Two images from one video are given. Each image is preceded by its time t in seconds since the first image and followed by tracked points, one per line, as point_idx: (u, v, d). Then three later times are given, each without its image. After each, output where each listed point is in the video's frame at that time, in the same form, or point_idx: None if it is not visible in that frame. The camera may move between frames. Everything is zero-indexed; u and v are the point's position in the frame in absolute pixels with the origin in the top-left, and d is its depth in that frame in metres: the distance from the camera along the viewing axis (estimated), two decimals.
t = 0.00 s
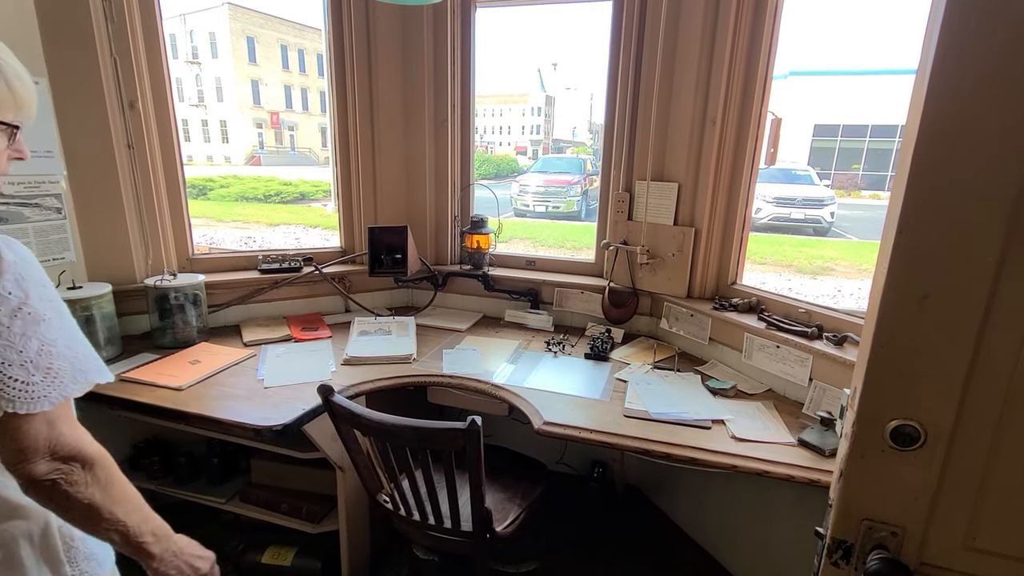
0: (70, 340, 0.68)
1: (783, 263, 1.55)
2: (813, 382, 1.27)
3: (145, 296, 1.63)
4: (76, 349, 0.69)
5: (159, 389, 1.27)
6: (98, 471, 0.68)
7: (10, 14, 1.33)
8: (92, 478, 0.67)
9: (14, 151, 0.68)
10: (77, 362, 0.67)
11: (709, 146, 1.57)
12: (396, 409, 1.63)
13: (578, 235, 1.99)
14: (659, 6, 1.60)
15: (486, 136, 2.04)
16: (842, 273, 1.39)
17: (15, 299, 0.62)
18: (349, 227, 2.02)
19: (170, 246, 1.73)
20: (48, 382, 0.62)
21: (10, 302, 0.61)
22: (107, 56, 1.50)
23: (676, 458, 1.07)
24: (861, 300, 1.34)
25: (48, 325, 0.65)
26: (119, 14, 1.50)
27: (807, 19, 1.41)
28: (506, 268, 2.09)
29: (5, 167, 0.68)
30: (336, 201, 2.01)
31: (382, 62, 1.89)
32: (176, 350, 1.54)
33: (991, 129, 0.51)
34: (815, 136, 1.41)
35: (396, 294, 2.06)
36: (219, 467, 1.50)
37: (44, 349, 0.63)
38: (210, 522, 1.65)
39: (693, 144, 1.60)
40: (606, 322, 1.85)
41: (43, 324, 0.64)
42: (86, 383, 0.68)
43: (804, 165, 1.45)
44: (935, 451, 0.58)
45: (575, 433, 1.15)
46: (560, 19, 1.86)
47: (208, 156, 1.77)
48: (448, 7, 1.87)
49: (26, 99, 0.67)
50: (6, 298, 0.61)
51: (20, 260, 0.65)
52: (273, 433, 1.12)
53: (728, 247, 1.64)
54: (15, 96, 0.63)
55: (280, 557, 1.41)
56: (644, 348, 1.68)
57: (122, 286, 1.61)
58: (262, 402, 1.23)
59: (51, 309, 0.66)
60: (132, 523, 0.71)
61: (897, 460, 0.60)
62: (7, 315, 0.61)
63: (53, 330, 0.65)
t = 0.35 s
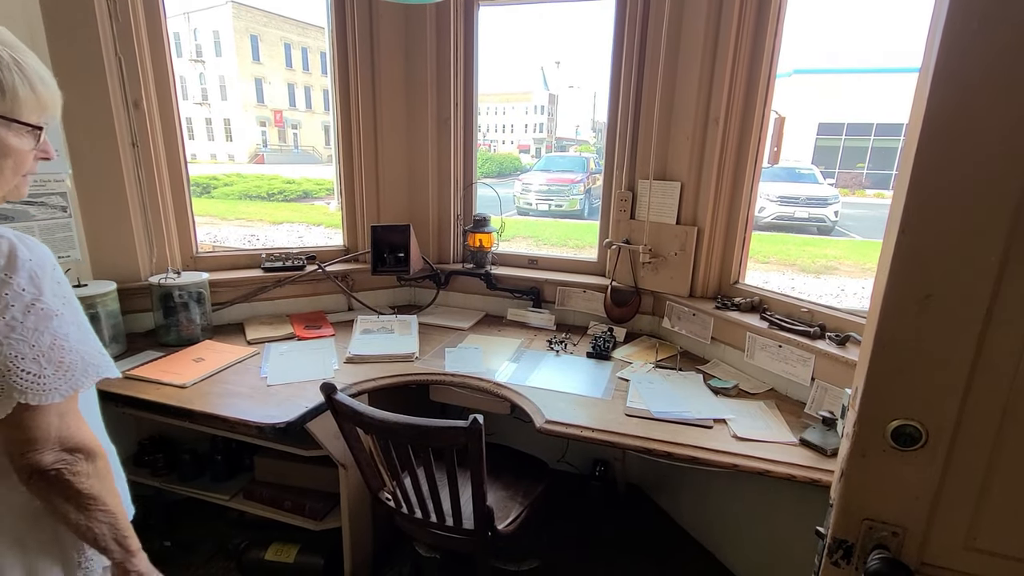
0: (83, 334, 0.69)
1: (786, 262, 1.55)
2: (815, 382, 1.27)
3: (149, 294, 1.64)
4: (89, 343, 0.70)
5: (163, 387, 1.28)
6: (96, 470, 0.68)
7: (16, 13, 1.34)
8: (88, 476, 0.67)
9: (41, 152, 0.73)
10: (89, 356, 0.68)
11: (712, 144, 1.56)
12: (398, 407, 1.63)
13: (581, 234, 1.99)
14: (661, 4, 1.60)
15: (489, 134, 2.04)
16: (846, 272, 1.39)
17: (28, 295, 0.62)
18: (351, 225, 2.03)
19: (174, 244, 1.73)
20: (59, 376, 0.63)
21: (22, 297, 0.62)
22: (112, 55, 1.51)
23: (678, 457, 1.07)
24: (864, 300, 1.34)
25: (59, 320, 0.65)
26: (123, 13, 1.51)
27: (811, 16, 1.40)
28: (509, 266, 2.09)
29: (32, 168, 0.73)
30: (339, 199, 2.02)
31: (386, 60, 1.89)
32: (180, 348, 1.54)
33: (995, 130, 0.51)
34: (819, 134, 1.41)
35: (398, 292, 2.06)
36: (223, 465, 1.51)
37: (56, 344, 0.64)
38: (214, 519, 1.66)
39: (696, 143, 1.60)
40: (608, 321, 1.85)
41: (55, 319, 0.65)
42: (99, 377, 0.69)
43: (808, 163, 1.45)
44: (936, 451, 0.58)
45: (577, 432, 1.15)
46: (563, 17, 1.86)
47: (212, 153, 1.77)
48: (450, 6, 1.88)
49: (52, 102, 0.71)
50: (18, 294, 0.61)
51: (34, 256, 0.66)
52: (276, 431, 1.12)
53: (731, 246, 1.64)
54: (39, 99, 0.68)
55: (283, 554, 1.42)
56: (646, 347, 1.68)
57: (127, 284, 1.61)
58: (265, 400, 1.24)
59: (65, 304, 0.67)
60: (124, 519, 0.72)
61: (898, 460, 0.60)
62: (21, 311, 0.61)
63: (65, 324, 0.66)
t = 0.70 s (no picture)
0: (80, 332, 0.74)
1: (789, 261, 1.54)
2: (818, 383, 1.26)
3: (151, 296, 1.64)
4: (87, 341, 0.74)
5: (164, 389, 1.28)
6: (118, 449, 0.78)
7: (16, 16, 1.34)
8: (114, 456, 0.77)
9: (56, 157, 0.80)
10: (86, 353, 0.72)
11: (714, 143, 1.56)
12: (399, 409, 1.63)
13: (583, 233, 1.98)
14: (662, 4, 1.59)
15: (490, 134, 2.04)
16: (848, 271, 1.39)
17: (30, 291, 0.68)
18: (352, 226, 2.03)
19: (175, 246, 1.73)
20: (53, 368, 0.67)
21: (24, 293, 0.67)
22: (112, 57, 1.51)
23: (679, 459, 1.07)
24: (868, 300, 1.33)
25: (58, 316, 0.71)
26: (124, 16, 1.51)
27: (813, 14, 1.40)
28: (510, 267, 2.09)
29: (48, 171, 0.79)
30: (340, 199, 2.02)
31: (387, 60, 1.89)
32: (181, 349, 1.55)
33: (997, 132, 0.50)
34: (821, 132, 1.40)
35: (399, 293, 2.06)
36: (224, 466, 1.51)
37: (54, 338, 0.69)
38: (215, 521, 1.66)
39: (697, 143, 1.59)
40: (609, 321, 1.84)
41: (55, 315, 0.70)
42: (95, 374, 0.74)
43: (811, 161, 1.44)
44: (939, 455, 0.58)
45: (577, 434, 1.14)
46: (564, 16, 1.85)
47: (214, 154, 1.77)
48: (451, 7, 1.87)
49: (65, 112, 0.79)
50: (20, 289, 0.67)
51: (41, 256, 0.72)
52: (276, 433, 1.12)
53: (732, 246, 1.63)
54: (52, 107, 0.75)
55: (284, 556, 1.42)
56: (648, 348, 1.67)
57: (128, 286, 1.62)
58: (265, 402, 1.24)
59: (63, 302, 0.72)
60: (140, 487, 0.83)
61: (900, 464, 0.59)
62: (21, 306, 0.67)
63: (63, 320, 0.71)
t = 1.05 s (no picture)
0: (9, 346, 0.70)
1: (794, 261, 1.52)
2: (826, 393, 1.25)
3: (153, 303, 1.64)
4: (15, 355, 0.71)
5: (166, 399, 1.28)
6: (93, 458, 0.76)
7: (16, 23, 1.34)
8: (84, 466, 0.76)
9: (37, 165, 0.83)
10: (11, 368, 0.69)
11: (719, 146, 1.54)
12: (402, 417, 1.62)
13: (587, 233, 1.97)
14: None
15: (493, 132, 2.01)
16: (855, 271, 1.37)
17: None
18: (353, 232, 2.01)
19: (177, 253, 1.73)
20: None
21: None
22: (112, 63, 1.50)
23: (685, 472, 1.06)
24: (875, 300, 1.32)
25: None
26: (124, 23, 1.50)
27: (820, 12, 1.37)
28: (514, 272, 2.08)
29: (31, 179, 0.82)
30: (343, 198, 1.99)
31: (388, 63, 1.88)
32: (184, 357, 1.54)
33: (1017, 155, 0.48)
34: (827, 129, 1.38)
35: (402, 298, 2.05)
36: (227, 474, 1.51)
37: None
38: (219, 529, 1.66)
39: (702, 148, 1.58)
40: (613, 327, 1.83)
41: None
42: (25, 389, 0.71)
43: (816, 159, 1.42)
44: (955, 482, 0.56)
45: (582, 445, 1.13)
46: (567, 16, 1.83)
47: (218, 154, 1.77)
48: (453, 11, 1.86)
49: (45, 122, 0.82)
50: None
51: None
52: (278, 445, 1.11)
53: (738, 252, 1.61)
54: (32, 118, 0.78)
55: (287, 565, 1.41)
56: (652, 354, 1.66)
57: (131, 294, 1.61)
58: (267, 412, 1.23)
59: None
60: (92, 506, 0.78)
61: (914, 490, 0.58)
62: None
63: None
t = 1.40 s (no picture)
0: None
1: (799, 263, 1.50)
2: (834, 415, 1.23)
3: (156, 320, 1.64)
4: None
5: (168, 421, 1.28)
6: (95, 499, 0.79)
7: (20, 44, 1.34)
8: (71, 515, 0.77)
9: (32, 195, 0.88)
10: None
11: (724, 162, 1.52)
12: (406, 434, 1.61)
13: (591, 236, 1.96)
14: None
15: (497, 133, 2.00)
16: (861, 272, 1.37)
17: None
18: (357, 247, 2.01)
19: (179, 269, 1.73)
20: None
21: None
22: (115, 80, 1.51)
23: (691, 498, 1.04)
24: (882, 304, 1.32)
25: None
26: (127, 43, 1.51)
27: (830, 10, 1.35)
28: (518, 285, 2.07)
29: (26, 208, 0.87)
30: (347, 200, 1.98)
31: (391, 77, 1.87)
32: (188, 375, 1.55)
33: None
34: (833, 128, 1.37)
35: (405, 311, 2.05)
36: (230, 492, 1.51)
37: None
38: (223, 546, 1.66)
39: (708, 161, 1.56)
40: (618, 342, 1.82)
41: None
42: None
43: (822, 160, 1.40)
44: (970, 535, 0.54)
45: (586, 469, 1.12)
46: (570, 27, 1.83)
47: (224, 157, 1.77)
48: (455, 26, 1.86)
49: (37, 154, 0.87)
50: None
51: None
52: (279, 470, 1.11)
53: (744, 267, 1.59)
54: (22, 150, 0.83)
55: None
56: (657, 371, 1.64)
57: (135, 311, 1.62)
58: (269, 434, 1.22)
59: None
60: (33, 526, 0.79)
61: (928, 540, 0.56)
62: None
63: None
